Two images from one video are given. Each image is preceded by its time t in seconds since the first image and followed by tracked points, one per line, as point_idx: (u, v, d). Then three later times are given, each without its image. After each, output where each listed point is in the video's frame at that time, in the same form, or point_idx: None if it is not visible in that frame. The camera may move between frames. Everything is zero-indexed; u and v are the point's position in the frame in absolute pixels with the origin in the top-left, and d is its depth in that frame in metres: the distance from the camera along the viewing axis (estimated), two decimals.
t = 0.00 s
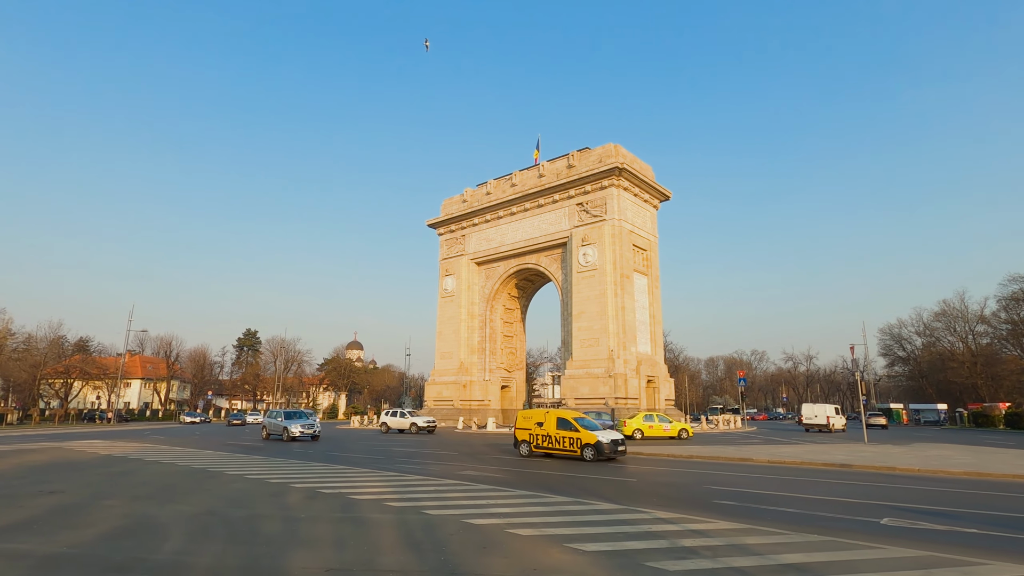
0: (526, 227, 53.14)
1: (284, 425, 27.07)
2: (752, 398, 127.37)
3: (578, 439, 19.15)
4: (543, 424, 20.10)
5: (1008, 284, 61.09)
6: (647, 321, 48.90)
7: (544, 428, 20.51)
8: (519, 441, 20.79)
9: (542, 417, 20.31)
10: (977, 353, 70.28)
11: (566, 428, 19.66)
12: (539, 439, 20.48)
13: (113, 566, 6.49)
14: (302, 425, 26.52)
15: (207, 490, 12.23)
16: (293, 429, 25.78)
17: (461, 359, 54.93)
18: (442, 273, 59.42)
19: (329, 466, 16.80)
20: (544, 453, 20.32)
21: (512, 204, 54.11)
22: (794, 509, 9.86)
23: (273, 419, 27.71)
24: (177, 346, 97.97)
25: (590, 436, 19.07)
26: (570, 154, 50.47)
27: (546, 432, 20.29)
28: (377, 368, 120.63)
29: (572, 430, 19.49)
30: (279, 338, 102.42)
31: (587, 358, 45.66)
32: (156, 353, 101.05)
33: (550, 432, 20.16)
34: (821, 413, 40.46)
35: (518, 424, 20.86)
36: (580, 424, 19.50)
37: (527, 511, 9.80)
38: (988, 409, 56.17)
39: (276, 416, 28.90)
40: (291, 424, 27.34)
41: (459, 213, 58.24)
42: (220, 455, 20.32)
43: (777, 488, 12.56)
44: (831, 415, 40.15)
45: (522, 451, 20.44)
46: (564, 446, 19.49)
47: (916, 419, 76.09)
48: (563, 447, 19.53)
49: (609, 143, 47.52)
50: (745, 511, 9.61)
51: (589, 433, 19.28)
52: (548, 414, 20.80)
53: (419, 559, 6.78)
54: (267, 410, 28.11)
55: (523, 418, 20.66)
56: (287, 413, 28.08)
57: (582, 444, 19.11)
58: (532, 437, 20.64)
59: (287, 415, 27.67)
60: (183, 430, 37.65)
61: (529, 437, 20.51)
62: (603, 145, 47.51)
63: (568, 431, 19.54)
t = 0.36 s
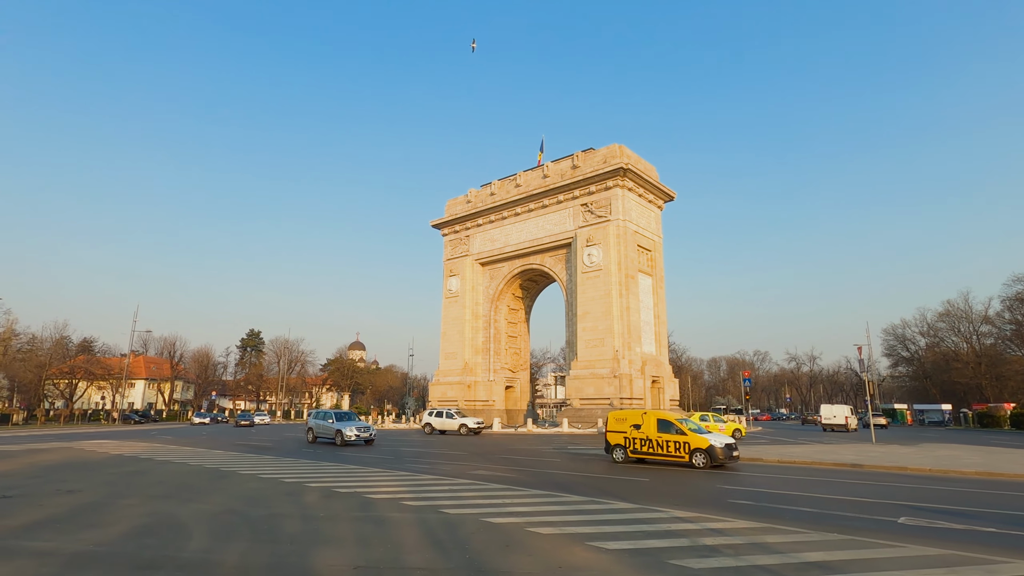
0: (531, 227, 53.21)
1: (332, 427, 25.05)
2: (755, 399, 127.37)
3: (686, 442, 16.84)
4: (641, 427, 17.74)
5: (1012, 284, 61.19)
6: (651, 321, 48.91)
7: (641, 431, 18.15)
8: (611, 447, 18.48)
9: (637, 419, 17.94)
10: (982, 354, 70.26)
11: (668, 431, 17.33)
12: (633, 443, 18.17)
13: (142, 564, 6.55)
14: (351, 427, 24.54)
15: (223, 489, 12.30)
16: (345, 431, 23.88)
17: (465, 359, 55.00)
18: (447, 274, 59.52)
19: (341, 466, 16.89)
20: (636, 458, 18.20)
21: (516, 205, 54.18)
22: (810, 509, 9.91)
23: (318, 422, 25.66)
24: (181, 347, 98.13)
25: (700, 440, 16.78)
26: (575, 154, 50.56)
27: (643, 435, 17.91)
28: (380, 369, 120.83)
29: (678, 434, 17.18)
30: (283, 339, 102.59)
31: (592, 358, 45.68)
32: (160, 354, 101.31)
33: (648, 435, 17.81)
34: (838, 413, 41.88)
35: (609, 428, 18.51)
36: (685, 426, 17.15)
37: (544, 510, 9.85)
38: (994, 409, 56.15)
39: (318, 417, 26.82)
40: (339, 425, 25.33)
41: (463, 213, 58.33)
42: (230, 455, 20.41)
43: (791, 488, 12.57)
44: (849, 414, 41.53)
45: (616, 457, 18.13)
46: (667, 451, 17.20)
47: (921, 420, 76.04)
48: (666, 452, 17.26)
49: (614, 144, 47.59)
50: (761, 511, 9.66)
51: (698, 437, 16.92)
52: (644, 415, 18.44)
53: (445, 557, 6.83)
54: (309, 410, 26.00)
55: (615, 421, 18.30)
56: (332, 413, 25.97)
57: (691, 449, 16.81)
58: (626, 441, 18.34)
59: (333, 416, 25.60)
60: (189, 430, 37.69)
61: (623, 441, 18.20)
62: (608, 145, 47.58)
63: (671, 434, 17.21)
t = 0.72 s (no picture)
0: (534, 228, 53.27)
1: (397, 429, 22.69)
2: (757, 399, 127.35)
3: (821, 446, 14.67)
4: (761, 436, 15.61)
5: (1014, 284, 61.28)
6: (655, 321, 48.93)
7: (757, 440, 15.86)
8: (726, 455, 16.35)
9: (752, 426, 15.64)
10: (984, 353, 70.29)
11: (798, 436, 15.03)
12: (749, 448, 16.09)
13: (172, 564, 6.56)
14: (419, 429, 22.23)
15: (239, 490, 12.31)
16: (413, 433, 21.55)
17: (469, 360, 55.00)
18: (450, 274, 59.54)
19: (353, 466, 16.91)
20: (749, 465, 16.27)
21: (520, 205, 54.23)
22: (829, 508, 9.92)
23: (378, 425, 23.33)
24: (182, 348, 98.15)
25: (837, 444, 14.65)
26: (578, 155, 50.61)
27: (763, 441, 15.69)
28: (381, 370, 120.84)
29: (808, 437, 14.98)
30: (285, 340, 102.66)
31: (596, 359, 45.69)
32: (162, 355, 101.30)
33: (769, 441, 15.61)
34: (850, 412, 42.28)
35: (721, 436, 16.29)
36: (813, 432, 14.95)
37: (564, 509, 9.87)
38: (997, 409, 56.15)
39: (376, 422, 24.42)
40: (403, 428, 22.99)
41: (467, 214, 58.39)
42: (241, 456, 20.41)
43: (806, 487, 12.57)
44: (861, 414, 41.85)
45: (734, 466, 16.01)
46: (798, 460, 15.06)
47: (923, 420, 75.97)
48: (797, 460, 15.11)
49: (617, 144, 47.65)
50: (781, 511, 9.67)
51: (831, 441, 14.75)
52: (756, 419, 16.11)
53: (473, 557, 6.85)
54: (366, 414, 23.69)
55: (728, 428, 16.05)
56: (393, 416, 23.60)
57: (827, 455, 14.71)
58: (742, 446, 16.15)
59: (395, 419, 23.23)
60: (194, 432, 37.65)
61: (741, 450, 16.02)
62: (611, 146, 47.64)
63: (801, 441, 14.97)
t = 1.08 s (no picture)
0: (534, 229, 53.32)
1: (476, 433, 19.92)
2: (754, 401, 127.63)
3: (993, 454, 13.16)
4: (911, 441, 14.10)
5: (1011, 285, 61.75)
6: (656, 322, 49.02)
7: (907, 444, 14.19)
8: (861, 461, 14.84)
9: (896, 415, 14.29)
10: (981, 354, 70.76)
11: (953, 435, 13.63)
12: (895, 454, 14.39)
13: (203, 564, 6.57)
14: (503, 433, 19.50)
15: (254, 491, 12.32)
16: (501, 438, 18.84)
17: (469, 361, 54.99)
18: (450, 276, 59.54)
19: (363, 468, 16.91)
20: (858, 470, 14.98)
21: (520, 207, 54.26)
22: (845, 507, 9.99)
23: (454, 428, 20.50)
24: (180, 350, 97.84)
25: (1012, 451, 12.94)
26: (578, 156, 50.69)
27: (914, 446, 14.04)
28: (380, 371, 120.69)
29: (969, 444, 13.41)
30: (283, 341, 102.47)
31: (598, 359, 45.74)
32: (160, 357, 100.93)
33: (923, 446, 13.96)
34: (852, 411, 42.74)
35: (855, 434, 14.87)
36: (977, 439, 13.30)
37: (583, 509, 9.90)
38: (996, 410, 56.42)
39: (446, 425, 21.54)
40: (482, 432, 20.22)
41: (467, 216, 58.46)
42: (248, 457, 20.38)
43: (819, 487, 12.61)
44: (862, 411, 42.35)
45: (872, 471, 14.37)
46: (953, 463, 13.38)
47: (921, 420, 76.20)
48: (952, 467, 13.47)
49: (618, 146, 47.77)
50: (798, 510, 9.74)
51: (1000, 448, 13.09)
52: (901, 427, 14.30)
53: (502, 556, 6.88)
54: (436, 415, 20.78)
55: (864, 425, 14.61)
56: (469, 418, 20.73)
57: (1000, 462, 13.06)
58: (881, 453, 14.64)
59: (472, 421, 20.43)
60: (196, 433, 37.53)
61: (877, 449, 14.45)
62: (612, 147, 47.74)
63: (957, 438, 13.43)
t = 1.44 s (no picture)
0: (533, 231, 53.32)
1: (581, 439, 17.97)
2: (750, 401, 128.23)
3: None
4: None
5: (1006, 287, 62.26)
6: (655, 324, 49.11)
7: None
8: None
9: None
10: (976, 355, 71.44)
11: None
12: None
13: (224, 566, 6.52)
14: (614, 438, 17.70)
15: (263, 492, 12.24)
16: (618, 446, 17.06)
17: (468, 362, 54.89)
18: (449, 277, 59.44)
19: (371, 469, 16.82)
20: None
21: (519, 208, 54.26)
22: (859, 508, 10.02)
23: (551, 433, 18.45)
24: (176, 351, 97.29)
25: None
26: (578, 158, 50.73)
27: None
28: (376, 372, 120.45)
29: None
30: (279, 343, 102.11)
31: (597, 361, 45.77)
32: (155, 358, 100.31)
33: None
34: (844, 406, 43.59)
35: None
36: None
37: (599, 510, 9.89)
38: (992, 411, 56.74)
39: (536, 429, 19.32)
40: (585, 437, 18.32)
41: (465, 217, 58.38)
42: (252, 459, 20.25)
43: (830, 488, 12.64)
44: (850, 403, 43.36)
45: None
46: None
47: (917, 421, 76.61)
48: None
49: (617, 148, 47.82)
50: (812, 511, 9.75)
51: None
52: None
53: (525, 558, 6.86)
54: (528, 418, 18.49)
55: None
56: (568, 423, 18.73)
57: None
58: None
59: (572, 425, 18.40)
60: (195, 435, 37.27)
61: None
62: (611, 149, 47.80)
63: None
